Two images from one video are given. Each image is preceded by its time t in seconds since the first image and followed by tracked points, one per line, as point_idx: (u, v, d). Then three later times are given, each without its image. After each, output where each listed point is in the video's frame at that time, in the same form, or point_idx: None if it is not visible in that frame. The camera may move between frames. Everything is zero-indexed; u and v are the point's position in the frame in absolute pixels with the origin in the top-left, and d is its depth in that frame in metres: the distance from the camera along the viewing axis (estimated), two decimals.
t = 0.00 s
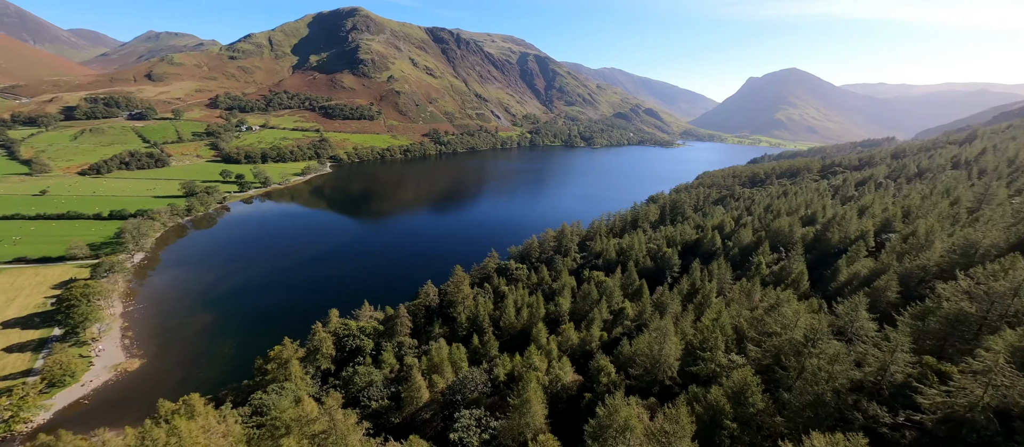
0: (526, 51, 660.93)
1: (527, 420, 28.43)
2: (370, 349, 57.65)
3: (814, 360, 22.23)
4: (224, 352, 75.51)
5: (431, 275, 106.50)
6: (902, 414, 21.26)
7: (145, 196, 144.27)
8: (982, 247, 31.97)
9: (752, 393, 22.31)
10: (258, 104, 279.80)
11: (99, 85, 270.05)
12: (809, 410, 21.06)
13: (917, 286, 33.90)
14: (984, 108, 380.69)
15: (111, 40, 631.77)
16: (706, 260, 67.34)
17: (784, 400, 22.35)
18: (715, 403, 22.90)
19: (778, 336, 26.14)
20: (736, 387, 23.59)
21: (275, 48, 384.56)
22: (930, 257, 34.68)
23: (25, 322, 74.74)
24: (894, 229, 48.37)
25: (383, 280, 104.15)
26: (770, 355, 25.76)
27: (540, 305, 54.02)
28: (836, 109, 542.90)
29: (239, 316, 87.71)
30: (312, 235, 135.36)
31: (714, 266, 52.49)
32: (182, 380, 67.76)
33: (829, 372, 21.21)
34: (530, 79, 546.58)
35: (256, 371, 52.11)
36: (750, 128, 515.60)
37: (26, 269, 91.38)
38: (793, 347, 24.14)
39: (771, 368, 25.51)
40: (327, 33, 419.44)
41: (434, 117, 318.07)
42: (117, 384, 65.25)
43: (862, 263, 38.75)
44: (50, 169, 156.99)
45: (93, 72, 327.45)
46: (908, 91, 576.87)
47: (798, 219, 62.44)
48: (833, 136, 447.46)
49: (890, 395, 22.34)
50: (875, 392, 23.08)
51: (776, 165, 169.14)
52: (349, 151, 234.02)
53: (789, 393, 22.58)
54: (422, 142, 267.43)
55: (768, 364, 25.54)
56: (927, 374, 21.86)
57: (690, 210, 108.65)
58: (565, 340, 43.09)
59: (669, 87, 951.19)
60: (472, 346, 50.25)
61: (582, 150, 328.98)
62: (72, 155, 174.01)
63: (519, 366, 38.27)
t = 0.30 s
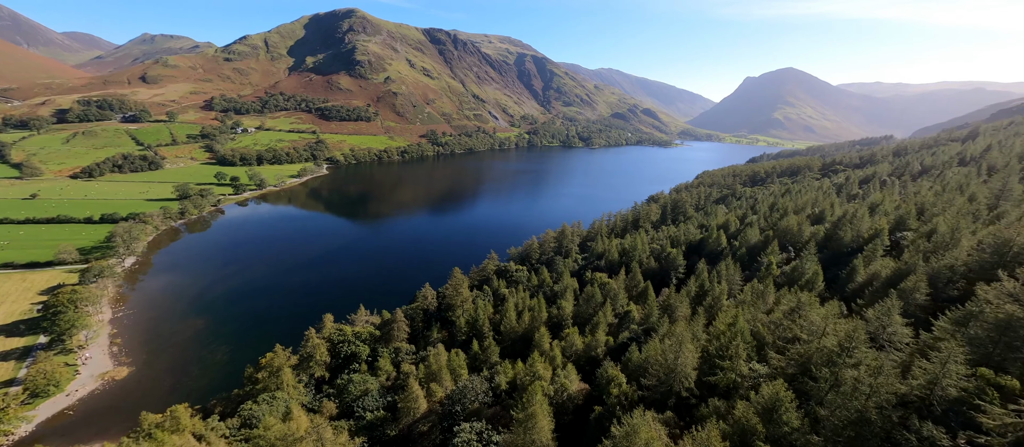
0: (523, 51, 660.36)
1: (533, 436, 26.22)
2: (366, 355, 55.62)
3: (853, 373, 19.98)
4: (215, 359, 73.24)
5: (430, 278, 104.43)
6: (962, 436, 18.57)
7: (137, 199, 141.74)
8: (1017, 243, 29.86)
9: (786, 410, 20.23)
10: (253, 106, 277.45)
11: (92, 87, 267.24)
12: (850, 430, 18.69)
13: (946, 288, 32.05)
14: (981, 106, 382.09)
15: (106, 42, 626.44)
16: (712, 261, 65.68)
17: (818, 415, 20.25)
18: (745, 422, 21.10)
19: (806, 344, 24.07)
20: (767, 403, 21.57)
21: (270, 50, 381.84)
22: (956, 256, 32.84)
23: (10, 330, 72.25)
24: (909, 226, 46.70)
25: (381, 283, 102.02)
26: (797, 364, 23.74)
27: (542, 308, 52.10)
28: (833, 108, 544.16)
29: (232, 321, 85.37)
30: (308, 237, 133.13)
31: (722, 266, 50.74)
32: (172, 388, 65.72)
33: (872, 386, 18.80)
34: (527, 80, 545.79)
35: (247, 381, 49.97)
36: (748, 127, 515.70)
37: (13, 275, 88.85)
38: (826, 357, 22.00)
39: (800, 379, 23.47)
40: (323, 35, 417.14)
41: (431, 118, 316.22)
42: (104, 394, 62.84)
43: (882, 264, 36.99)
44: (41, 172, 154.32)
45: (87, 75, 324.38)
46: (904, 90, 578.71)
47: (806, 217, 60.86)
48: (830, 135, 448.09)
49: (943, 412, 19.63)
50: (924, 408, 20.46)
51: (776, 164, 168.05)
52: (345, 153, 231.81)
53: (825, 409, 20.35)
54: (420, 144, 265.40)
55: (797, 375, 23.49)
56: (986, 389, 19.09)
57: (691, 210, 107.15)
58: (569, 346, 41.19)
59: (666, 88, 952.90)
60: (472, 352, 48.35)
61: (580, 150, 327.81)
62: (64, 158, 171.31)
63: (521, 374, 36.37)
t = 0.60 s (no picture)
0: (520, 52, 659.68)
1: None
2: (361, 362, 53.63)
3: (903, 387, 18.23)
4: (206, 366, 71.00)
5: (428, 281, 102.39)
6: None
7: (129, 202, 139.11)
8: None
9: (828, 429, 18.24)
10: (249, 108, 274.89)
11: (85, 90, 263.99)
12: None
13: (975, 288, 30.35)
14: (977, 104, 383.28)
15: (99, 45, 621.05)
16: (717, 261, 63.92)
17: (864, 436, 18.36)
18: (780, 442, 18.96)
19: (839, 352, 22.27)
20: (803, 420, 19.51)
21: (266, 51, 379.16)
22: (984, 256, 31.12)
23: None
24: (925, 224, 45.09)
25: (377, 287, 99.80)
26: (827, 375, 21.97)
27: (544, 312, 50.13)
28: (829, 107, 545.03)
29: (225, 326, 83.11)
30: (303, 240, 130.78)
31: (730, 267, 48.97)
32: (160, 396, 63.70)
33: (930, 403, 17.04)
34: (525, 80, 544.73)
35: (236, 390, 47.91)
36: (745, 127, 515.66)
37: None
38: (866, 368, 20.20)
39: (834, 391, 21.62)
40: (319, 36, 414.67)
41: (428, 120, 314.37)
42: (89, 404, 60.49)
43: (902, 263, 35.35)
44: (31, 176, 151.42)
45: (80, 77, 320.81)
46: (899, 89, 580.46)
47: (815, 216, 59.20)
48: (827, 135, 449.17)
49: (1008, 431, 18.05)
50: (982, 425, 18.95)
51: (776, 162, 166.93)
52: (342, 154, 229.44)
53: (871, 428, 18.49)
54: (417, 145, 263.40)
55: (831, 387, 21.63)
56: None
57: (693, 209, 105.54)
58: (574, 351, 39.39)
59: (663, 88, 953.90)
60: (471, 358, 46.50)
61: (578, 151, 326.37)
62: (55, 161, 168.46)
63: (524, 382, 34.51)
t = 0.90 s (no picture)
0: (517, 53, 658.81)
1: None
2: (356, 370, 51.69)
3: (965, 406, 16.46)
4: (196, 374, 68.82)
5: (426, 284, 100.29)
6: None
7: (120, 206, 136.39)
8: None
9: None
10: (244, 110, 272.16)
11: (77, 92, 260.61)
12: None
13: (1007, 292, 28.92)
14: (972, 103, 384.77)
15: (93, 48, 615.79)
16: (723, 261, 62.33)
17: None
18: None
19: (878, 363, 20.55)
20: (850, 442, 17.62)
21: (261, 53, 376.27)
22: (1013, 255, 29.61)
23: None
24: (942, 221, 43.50)
25: (374, 290, 97.67)
26: (866, 388, 20.29)
27: (546, 316, 48.24)
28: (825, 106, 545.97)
29: (218, 333, 80.85)
30: (298, 243, 128.46)
31: (739, 268, 47.37)
32: (149, 405, 61.44)
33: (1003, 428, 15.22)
34: (522, 81, 543.58)
35: (224, 401, 45.75)
36: (742, 126, 515.66)
37: None
38: (917, 381, 18.42)
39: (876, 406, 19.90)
40: (315, 37, 412.02)
41: (425, 121, 312.33)
42: (73, 415, 58.05)
43: (924, 262, 33.74)
44: (20, 179, 148.43)
45: (72, 80, 317.13)
46: (895, 88, 582.86)
47: (824, 214, 57.58)
48: (824, 133, 449.71)
49: None
50: None
51: (776, 161, 165.70)
52: (338, 156, 227.10)
53: None
54: (414, 146, 261.30)
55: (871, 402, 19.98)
56: None
57: (695, 209, 104.04)
58: (579, 358, 37.62)
59: (660, 88, 955.01)
60: (471, 366, 44.65)
61: (576, 151, 325.02)
62: (45, 165, 165.47)
63: (526, 392, 32.65)
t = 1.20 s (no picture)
0: (514, 54, 658.00)
1: None
2: (351, 378, 49.61)
3: None
4: (186, 383, 66.46)
5: (423, 288, 98.37)
6: None
7: (110, 210, 133.71)
8: None
9: None
10: (238, 112, 269.47)
11: (68, 95, 257.18)
12: None
13: None
14: (967, 101, 386.48)
15: (86, 51, 611.16)
16: (729, 261, 60.70)
17: None
18: None
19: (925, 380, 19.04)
20: None
21: (256, 55, 373.54)
22: None
23: None
24: (959, 219, 42.06)
25: (371, 294, 95.59)
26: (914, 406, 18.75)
27: (548, 321, 46.39)
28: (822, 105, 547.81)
29: (210, 339, 78.62)
30: (293, 246, 126.18)
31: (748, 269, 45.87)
32: (135, 416, 59.15)
33: None
34: (519, 82, 542.63)
35: (211, 413, 43.58)
36: (739, 126, 516.28)
37: None
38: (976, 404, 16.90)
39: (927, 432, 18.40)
40: (310, 39, 409.65)
41: (421, 122, 310.34)
42: (55, 427, 55.50)
43: (947, 262, 32.23)
44: (8, 183, 145.35)
45: (64, 83, 313.16)
46: (890, 87, 585.67)
47: (832, 212, 56.04)
48: (821, 132, 450.60)
49: None
50: None
51: (775, 160, 164.67)
52: (334, 157, 224.83)
53: None
54: (411, 148, 259.44)
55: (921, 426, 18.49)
56: None
57: (696, 209, 102.63)
58: (584, 364, 35.90)
59: (656, 88, 956.80)
60: (470, 374, 42.70)
61: (574, 152, 323.98)
62: (35, 168, 162.44)
63: (530, 404, 30.74)
